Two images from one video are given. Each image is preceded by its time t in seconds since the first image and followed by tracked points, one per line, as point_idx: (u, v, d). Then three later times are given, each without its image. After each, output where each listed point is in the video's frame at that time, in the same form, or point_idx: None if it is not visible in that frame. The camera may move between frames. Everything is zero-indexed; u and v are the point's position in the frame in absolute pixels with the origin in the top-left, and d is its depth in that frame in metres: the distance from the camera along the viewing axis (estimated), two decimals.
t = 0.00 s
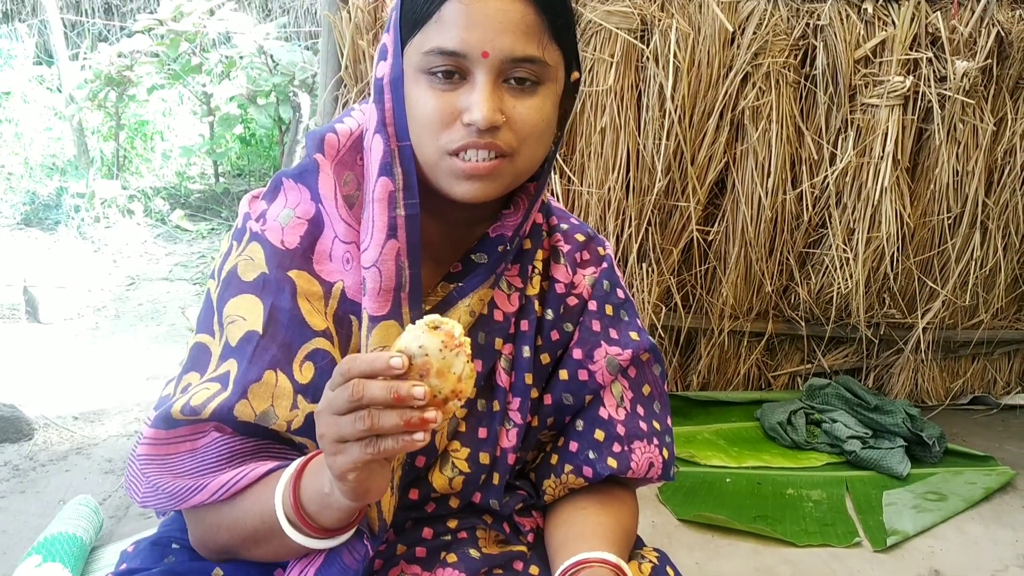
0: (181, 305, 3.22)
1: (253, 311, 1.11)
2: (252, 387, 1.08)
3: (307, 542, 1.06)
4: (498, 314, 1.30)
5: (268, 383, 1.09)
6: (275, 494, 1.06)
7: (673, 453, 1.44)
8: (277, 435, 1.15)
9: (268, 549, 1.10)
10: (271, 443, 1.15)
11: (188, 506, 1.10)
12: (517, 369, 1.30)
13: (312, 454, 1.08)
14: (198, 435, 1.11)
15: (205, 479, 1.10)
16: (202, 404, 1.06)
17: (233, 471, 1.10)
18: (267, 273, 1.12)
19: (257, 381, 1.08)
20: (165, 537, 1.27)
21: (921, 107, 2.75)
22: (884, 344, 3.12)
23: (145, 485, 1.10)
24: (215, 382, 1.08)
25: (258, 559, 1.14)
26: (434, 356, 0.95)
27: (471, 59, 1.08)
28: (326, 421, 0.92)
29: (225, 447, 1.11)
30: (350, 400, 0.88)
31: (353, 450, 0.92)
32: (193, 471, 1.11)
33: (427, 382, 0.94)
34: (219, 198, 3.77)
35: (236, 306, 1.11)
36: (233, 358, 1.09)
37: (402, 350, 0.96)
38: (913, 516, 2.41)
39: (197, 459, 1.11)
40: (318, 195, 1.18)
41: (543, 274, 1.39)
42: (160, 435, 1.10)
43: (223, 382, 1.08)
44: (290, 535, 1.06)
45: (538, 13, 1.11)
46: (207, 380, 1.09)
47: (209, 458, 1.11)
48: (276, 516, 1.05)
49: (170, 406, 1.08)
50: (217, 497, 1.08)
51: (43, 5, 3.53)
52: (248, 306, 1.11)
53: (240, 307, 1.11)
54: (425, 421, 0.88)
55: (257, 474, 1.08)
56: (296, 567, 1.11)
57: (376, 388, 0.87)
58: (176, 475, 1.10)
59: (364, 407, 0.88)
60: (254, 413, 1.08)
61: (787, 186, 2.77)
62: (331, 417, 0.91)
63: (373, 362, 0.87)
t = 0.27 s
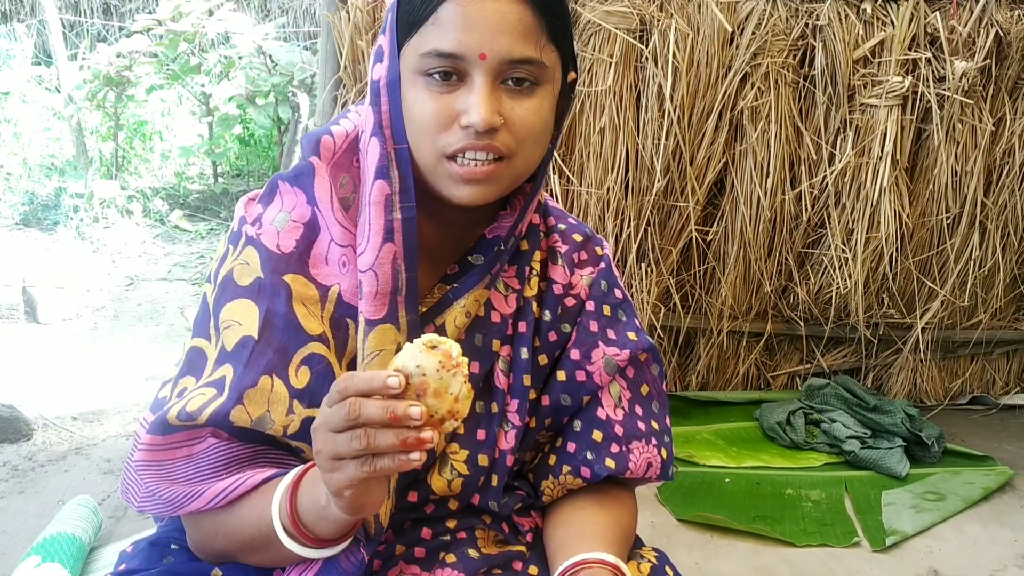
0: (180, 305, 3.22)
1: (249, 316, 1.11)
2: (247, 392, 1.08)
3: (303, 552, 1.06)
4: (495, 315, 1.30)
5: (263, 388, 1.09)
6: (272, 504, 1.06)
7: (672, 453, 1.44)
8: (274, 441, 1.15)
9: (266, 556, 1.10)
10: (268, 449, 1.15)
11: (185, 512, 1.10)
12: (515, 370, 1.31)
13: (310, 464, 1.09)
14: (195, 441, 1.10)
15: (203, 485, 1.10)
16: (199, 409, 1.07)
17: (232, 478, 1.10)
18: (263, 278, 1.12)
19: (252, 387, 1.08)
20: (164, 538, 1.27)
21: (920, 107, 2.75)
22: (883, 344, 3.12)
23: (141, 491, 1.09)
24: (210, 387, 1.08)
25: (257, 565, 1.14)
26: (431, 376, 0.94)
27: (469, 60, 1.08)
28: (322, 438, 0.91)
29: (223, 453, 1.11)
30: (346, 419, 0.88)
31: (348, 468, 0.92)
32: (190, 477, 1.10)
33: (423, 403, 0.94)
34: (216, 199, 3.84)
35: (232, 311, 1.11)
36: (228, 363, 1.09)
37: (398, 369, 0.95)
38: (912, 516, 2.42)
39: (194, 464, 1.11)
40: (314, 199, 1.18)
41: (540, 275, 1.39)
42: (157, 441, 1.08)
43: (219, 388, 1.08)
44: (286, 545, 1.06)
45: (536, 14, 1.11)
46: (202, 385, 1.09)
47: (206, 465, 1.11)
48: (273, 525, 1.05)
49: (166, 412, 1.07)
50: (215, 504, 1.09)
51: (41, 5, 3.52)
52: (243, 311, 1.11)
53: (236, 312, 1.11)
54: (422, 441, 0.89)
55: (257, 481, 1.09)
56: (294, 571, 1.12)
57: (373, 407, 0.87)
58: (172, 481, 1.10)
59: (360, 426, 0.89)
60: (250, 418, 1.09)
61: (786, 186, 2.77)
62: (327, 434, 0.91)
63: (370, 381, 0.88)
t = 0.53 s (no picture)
0: (179, 305, 3.21)
1: (246, 316, 1.11)
2: (244, 393, 1.08)
3: (301, 557, 1.06)
4: (493, 315, 1.30)
5: (260, 388, 1.09)
6: (271, 511, 1.06)
7: (670, 452, 1.44)
8: (272, 443, 1.15)
9: (264, 559, 1.11)
10: (266, 452, 1.15)
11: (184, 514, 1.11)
12: (513, 370, 1.31)
13: (309, 470, 1.09)
14: (193, 443, 1.10)
15: (202, 487, 1.10)
16: (196, 410, 1.06)
17: (230, 481, 1.10)
18: (260, 278, 1.12)
19: (249, 388, 1.08)
20: (162, 537, 1.27)
21: (919, 107, 2.75)
22: (882, 343, 3.12)
23: (140, 492, 1.10)
24: (207, 387, 1.08)
25: (254, 566, 1.15)
26: (434, 391, 0.94)
27: (467, 61, 1.08)
28: (323, 449, 0.91)
29: (221, 455, 1.11)
30: (348, 433, 0.88)
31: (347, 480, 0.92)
32: (189, 479, 1.10)
33: (425, 416, 0.94)
34: (216, 198, 3.75)
35: (229, 312, 1.11)
36: (226, 364, 1.09)
37: (401, 383, 0.95)
38: (911, 515, 2.42)
39: (192, 466, 1.10)
40: (311, 199, 1.18)
41: (539, 274, 1.39)
42: (154, 444, 1.08)
43: (216, 388, 1.08)
44: (285, 550, 1.06)
45: (535, 15, 1.11)
46: (199, 386, 1.08)
47: (205, 467, 1.10)
48: (273, 530, 1.05)
49: (164, 413, 1.07)
50: (213, 506, 1.09)
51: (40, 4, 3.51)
52: (240, 312, 1.11)
53: (234, 313, 1.11)
54: (422, 455, 0.90)
55: (256, 485, 1.09)
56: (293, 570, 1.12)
57: (375, 421, 0.87)
58: (171, 483, 1.10)
59: (361, 439, 0.89)
60: (247, 418, 1.08)
61: (784, 185, 2.76)
62: (327, 445, 0.91)
63: (372, 395, 0.88)
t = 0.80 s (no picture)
0: (177, 305, 3.21)
1: (245, 316, 1.11)
2: (244, 393, 1.08)
3: (301, 563, 1.06)
4: (492, 315, 1.30)
5: (260, 388, 1.09)
6: (272, 516, 1.05)
7: (669, 452, 1.44)
8: (272, 444, 1.15)
9: (264, 562, 1.11)
10: (266, 453, 1.15)
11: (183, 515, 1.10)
12: (511, 369, 1.32)
13: (312, 476, 1.08)
14: (193, 443, 1.10)
15: (203, 488, 1.10)
16: (196, 409, 1.06)
17: (231, 484, 1.10)
18: (259, 278, 1.12)
19: (249, 387, 1.08)
20: (160, 537, 1.27)
21: (917, 106, 2.74)
22: (880, 343, 3.12)
23: (140, 492, 1.10)
24: (206, 386, 1.08)
25: (254, 568, 1.15)
26: (439, 411, 0.94)
27: (474, 66, 1.08)
28: (328, 466, 0.92)
29: (222, 456, 1.11)
30: (353, 451, 0.88)
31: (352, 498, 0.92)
32: (189, 480, 1.10)
33: (431, 435, 0.94)
34: (214, 198, 3.80)
35: (228, 311, 1.11)
36: (225, 363, 1.09)
37: (407, 401, 0.95)
38: (908, 514, 2.42)
39: (192, 466, 1.10)
40: (311, 199, 1.18)
41: (538, 274, 1.40)
42: (155, 443, 1.08)
43: (215, 387, 1.08)
44: (285, 555, 1.06)
45: (542, 20, 1.12)
46: (198, 385, 1.09)
47: (205, 468, 1.10)
48: (274, 535, 1.05)
49: (162, 413, 1.07)
50: (213, 508, 1.09)
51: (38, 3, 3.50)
52: (240, 312, 1.11)
53: (233, 313, 1.11)
54: (428, 474, 0.90)
55: (257, 488, 1.09)
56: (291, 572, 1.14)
57: (380, 440, 0.87)
58: (172, 483, 1.10)
59: (366, 458, 0.89)
60: (247, 418, 1.09)
61: (782, 185, 2.77)
62: (333, 463, 0.91)
63: (377, 414, 0.88)
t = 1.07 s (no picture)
0: (175, 304, 3.21)
1: (244, 310, 1.11)
2: (243, 387, 1.08)
3: (303, 546, 1.07)
4: (491, 313, 1.30)
5: (259, 382, 1.09)
6: (272, 500, 1.06)
7: (668, 450, 1.44)
8: (270, 437, 1.15)
9: (265, 550, 1.11)
10: (264, 444, 1.15)
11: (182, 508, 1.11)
12: (510, 367, 1.32)
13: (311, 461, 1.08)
14: (190, 437, 1.10)
15: (201, 481, 1.10)
16: (194, 404, 1.06)
17: (230, 473, 1.10)
18: (258, 273, 1.12)
19: (248, 381, 1.08)
20: (157, 535, 1.28)
21: (916, 105, 2.74)
22: (878, 342, 3.13)
23: (139, 487, 1.10)
24: (205, 381, 1.08)
25: (253, 560, 1.15)
26: (442, 375, 0.94)
27: (482, 62, 1.08)
28: (331, 434, 0.92)
29: (219, 448, 1.11)
30: (357, 417, 0.88)
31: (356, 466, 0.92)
32: (187, 473, 1.10)
33: (434, 400, 0.94)
34: (213, 197, 3.78)
35: (227, 306, 1.11)
36: (224, 358, 1.09)
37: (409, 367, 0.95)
38: (907, 513, 2.42)
39: (190, 460, 1.10)
40: (310, 194, 1.18)
41: (537, 271, 1.40)
42: (152, 438, 1.08)
43: (214, 382, 1.08)
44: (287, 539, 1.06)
45: (548, 17, 1.12)
46: (197, 380, 1.09)
47: (203, 461, 1.10)
48: (275, 521, 1.05)
49: (161, 408, 1.07)
50: (212, 500, 1.09)
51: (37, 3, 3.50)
52: (239, 307, 1.11)
53: (232, 307, 1.11)
54: (433, 437, 0.90)
55: (255, 478, 1.09)
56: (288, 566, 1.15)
57: (384, 405, 0.87)
58: (170, 477, 1.10)
59: (370, 424, 0.89)
60: (246, 413, 1.09)
61: (780, 183, 2.77)
62: (336, 431, 0.91)
63: (381, 379, 0.88)
